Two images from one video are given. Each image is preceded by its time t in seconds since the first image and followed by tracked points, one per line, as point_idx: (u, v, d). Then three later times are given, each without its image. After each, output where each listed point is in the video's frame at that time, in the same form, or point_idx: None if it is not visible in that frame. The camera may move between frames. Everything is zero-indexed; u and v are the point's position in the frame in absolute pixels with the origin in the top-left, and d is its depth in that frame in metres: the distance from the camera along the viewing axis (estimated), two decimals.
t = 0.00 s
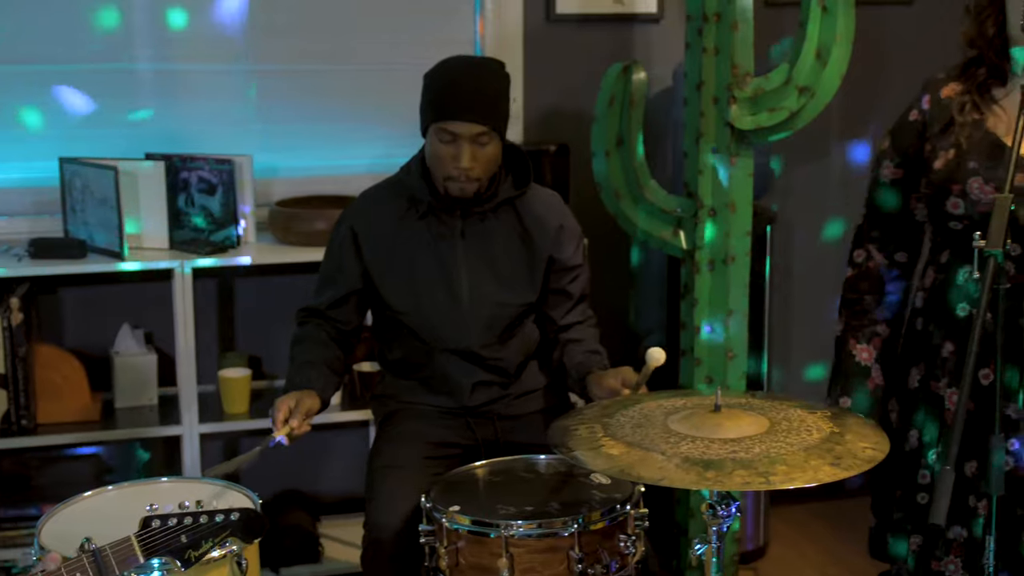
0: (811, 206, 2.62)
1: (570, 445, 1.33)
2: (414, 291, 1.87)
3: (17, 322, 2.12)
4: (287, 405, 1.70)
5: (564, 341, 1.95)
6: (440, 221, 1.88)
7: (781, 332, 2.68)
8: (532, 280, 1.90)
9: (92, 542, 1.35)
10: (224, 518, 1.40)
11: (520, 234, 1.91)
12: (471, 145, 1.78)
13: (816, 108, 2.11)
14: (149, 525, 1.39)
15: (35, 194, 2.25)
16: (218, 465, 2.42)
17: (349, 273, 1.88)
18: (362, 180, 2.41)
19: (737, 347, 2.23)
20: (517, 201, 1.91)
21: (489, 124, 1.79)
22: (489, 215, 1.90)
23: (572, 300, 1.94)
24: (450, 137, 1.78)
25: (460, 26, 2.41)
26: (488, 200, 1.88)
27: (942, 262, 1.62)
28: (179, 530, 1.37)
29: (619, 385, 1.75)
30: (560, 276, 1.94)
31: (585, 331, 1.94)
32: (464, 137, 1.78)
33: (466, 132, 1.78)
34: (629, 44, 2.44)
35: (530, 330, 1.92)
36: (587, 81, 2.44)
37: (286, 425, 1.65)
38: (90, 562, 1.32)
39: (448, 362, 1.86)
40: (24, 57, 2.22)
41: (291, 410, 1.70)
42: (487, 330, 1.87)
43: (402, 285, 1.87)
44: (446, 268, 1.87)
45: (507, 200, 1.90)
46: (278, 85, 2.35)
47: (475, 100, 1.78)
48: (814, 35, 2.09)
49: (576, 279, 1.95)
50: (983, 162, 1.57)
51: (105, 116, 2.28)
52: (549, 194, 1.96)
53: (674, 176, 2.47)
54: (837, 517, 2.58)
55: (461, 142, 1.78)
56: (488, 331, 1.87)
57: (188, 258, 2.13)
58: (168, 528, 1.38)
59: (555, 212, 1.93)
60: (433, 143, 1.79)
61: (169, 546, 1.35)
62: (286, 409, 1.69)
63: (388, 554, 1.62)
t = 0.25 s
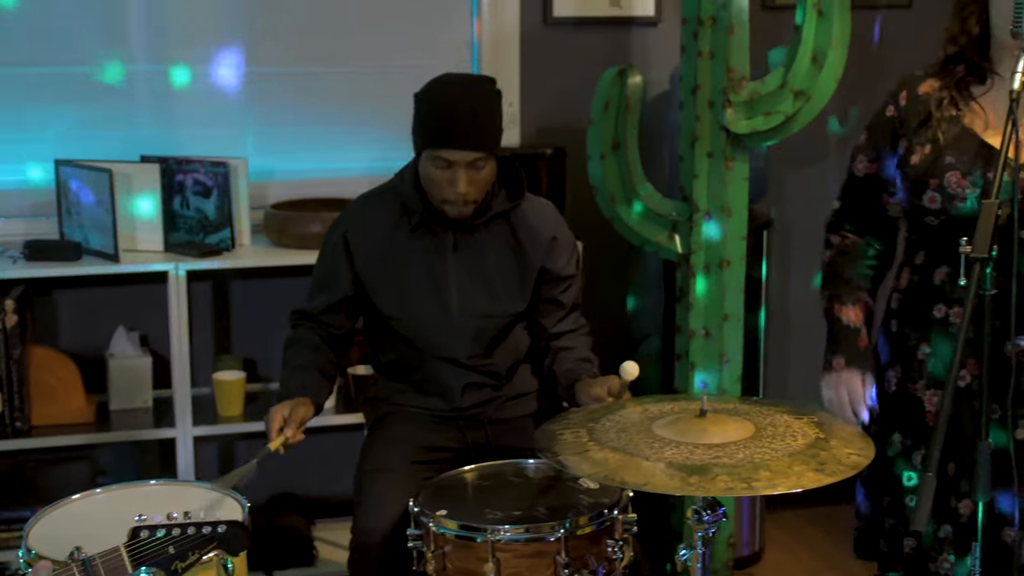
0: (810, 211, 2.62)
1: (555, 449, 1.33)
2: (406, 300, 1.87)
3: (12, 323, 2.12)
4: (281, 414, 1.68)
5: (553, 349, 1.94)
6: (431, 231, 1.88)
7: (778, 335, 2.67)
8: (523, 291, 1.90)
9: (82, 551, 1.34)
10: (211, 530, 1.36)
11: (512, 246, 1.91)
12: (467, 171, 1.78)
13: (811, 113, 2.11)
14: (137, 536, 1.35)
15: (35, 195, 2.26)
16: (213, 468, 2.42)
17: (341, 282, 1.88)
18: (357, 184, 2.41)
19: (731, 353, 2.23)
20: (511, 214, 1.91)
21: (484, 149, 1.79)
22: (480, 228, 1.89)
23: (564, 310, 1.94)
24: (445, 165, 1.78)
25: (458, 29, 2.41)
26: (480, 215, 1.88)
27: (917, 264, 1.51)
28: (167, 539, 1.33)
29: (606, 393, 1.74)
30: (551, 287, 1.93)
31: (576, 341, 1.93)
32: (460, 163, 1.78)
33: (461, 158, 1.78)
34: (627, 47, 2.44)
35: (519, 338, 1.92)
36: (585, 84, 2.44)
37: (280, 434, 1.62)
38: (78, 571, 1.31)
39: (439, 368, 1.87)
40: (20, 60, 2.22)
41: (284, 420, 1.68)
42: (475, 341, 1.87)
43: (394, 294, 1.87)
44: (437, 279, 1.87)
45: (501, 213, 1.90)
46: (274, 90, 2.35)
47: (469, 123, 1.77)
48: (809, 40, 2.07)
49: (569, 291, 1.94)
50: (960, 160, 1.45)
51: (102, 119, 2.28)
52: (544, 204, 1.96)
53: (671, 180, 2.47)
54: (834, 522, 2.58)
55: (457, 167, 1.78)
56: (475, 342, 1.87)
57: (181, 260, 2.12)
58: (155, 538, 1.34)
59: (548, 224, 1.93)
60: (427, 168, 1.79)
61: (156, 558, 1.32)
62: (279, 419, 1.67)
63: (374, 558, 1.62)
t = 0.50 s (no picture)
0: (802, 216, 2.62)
1: (537, 456, 1.33)
2: (395, 305, 1.88)
3: (5, 329, 2.12)
4: (267, 420, 1.68)
5: (544, 353, 1.95)
6: (419, 236, 1.89)
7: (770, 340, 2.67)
8: (511, 297, 1.91)
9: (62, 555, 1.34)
10: (193, 533, 1.37)
11: (500, 251, 1.91)
12: (469, 171, 1.77)
13: (801, 119, 2.11)
14: (119, 540, 1.35)
15: (26, 200, 2.26)
16: (207, 472, 2.43)
17: (331, 287, 1.89)
18: (349, 189, 2.41)
19: (722, 360, 2.22)
20: (500, 219, 1.91)
21: (479, 147, 1.79)
22: (469, 233, 1.90)
23: (554, 314, 1.95)
24: (446, 166, 1.77)
25: (450, 35, 2.42)
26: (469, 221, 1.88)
27: (898, 267, 1.52)
28: (148, 543, 1.34)
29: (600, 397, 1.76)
30: (539, 292, 1.95)
31: (565, 345, 1.94)
32: (462, 163, 1.77)
33: (461, 158, 1.76)
34: (618, 53, 2.45)
35: (508, 343, 1.93)
36: (576, 90, 2.44)
37: (263, 439, 1.63)
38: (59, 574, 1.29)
39: (426, 374, 1.87)
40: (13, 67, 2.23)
41: (270, 426, 1.68)
42: (464, 346, 1.88)
43: (383, 299, 1.88)
44: (425, 283, 1.88)
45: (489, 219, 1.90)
46: (265, 96, 2.35)
47: (463, 126, 1.77)
48: (800, 46, 2.08)
49: (558, 296, 1.96)
50: (947, 162, 1.46)
51: (96, 123, 2.29)
52: (533, 208, 1.97)
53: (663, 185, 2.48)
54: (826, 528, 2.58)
55: (459, 168, 1.77)
56: (465, 347, 1.88)
57: (173, 266, 2.12)
58: (137, 543, 1.33)
59: (537, 230, 1.93)
60: (426, 171, 1.78)
61: (135, 561, 1.32)
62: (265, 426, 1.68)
63: (361, 563, 1.63)
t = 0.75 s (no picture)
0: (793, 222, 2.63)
1: (517, 466, 1.34)
2: (385, 313, 1.88)
3: None
4: (264, 425, 1.71)
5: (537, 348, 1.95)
6: (409, 239, 1.90)
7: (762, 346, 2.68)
8: (503, 293, 1.91)
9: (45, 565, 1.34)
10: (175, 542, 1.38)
11: (490, 250, 1.92)
12: (459, 170, 1.77)
13: (789, 126, 2.12)
14: (100, 549, 1.36)
15: (18, 206, 2.26)
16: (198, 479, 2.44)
17: (321, 295, 1.90)
18: (341, 194, 2.40)
19: (713, 365, 2.23)
20: (487, 217, 1.92)
21: (466, 142, 1.78)
22: (458, 232, 1.91)
23: (546, 310, 1.95)
24: (438, 170, 1.76)
25: (441, 41, 2.44)
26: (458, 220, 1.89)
27: (886, 276, 1.57)
28: (130, 551, 1.34)
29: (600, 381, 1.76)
30: (531, 289, 1.94)
31: (558, 340, 1.94)
32: (451, 164, 1.76)
33: (451, 159, 1.76)
34: (609, 59, 2.46)
35: (502, 347, 1.94)
36: (567, 96, 2.45)
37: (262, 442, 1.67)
38: None
39: (416, 381, 1.88)
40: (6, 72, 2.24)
41: (266, 430, 1.71)
42: (457, 349, 1.88)
43: (372, 305, 1.88)
44: (416, 286, 1.89)
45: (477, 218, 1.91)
46: (256, 102, 2.36)
47: (447, 128, 1.76)
48: (788, 53, 2.09)
49: (549, 288, 1.95)
50: (936, 175, 1.51)
51: (88, 129, 2.30)
52: (518, 205, 1.97)
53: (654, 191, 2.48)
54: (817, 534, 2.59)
55: (449, 169, 1.76)
56: (458, 350, 1.88)
57: (166, 272, 2.11)
58: (118, 551, 1.35)
59: (524, 227, 1.93)
60: (416, 177, 1.77)
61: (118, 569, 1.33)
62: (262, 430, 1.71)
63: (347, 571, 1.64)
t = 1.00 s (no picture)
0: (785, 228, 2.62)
1: (495, 481, 1.35)
2: (371, 328, 1.93)
3: None
4: (263, 445, 1.74)
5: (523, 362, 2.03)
6: (394, 256, 1.95)
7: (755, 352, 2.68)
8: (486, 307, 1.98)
9: None
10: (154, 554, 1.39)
11: (474, 266, 1.98)
12: (442, 193, 1.79)
13: (777, 135, 2.12)
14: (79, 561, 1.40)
15: (10, 216, 2.28)
16: (191, 485, 2.44)
17: (308, 309, 1.95)
18: (333, 203, 2.42)
19: (701, 373, 2.23)
20: (471, 234, 1.98)
21: (448, 166, 1.81)
22: (442, 248, 1.96)
23: (530, 323, 2.02)
24: (420, 195, 1.78)
25: (432, 49, 2.44)
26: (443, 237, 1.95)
27: (874, 291, 1.59)
28: (109, 562, 1.37)
29: (586, 405, 1.82)
30: (514, 303, 2.01)
31: (544, 354, 2.01)
32: (434, 187, 1.79)
33: (433, 183, 1.79)
34: (600, 67, 2.46)
35: (486, 359, 1.99)
36: (558, 104, 2.46)
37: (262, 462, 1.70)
38: None
39: (403, 391, 1.93)
40: None
41: (265, 450, 1.74)
42: (443, 361, 1.93)
43: (358, 320, 1.93)
44: (401, 301, 1.94)
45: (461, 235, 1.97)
46: (246, 111, 2.37)
47: (428, 153, 1.79)
48: (775, 61, 2.10)
49: (532, 303, 2.02)
50: (917, 192, 1.54)
51: (80, 138, 2.30)
52: (503, 222, 2.03)
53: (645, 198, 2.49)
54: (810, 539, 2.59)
55: (432, 192, 1.79)
56: (443, 362, 1.93)
57: (155, 281, 2.12)
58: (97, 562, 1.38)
59: (508, 243, 2.00)
60: (398, 202, 1.80)
61: None
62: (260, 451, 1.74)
63: None
